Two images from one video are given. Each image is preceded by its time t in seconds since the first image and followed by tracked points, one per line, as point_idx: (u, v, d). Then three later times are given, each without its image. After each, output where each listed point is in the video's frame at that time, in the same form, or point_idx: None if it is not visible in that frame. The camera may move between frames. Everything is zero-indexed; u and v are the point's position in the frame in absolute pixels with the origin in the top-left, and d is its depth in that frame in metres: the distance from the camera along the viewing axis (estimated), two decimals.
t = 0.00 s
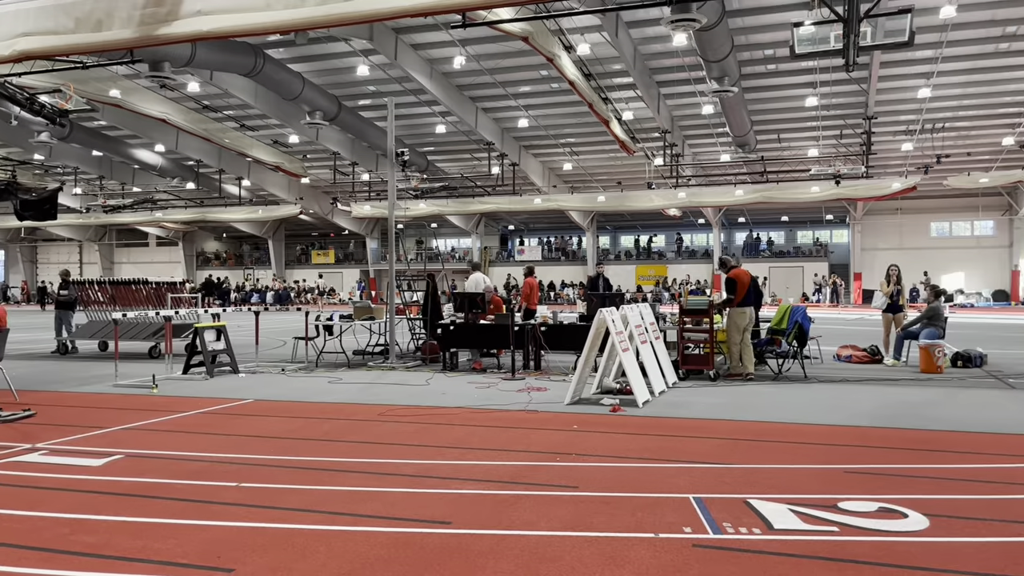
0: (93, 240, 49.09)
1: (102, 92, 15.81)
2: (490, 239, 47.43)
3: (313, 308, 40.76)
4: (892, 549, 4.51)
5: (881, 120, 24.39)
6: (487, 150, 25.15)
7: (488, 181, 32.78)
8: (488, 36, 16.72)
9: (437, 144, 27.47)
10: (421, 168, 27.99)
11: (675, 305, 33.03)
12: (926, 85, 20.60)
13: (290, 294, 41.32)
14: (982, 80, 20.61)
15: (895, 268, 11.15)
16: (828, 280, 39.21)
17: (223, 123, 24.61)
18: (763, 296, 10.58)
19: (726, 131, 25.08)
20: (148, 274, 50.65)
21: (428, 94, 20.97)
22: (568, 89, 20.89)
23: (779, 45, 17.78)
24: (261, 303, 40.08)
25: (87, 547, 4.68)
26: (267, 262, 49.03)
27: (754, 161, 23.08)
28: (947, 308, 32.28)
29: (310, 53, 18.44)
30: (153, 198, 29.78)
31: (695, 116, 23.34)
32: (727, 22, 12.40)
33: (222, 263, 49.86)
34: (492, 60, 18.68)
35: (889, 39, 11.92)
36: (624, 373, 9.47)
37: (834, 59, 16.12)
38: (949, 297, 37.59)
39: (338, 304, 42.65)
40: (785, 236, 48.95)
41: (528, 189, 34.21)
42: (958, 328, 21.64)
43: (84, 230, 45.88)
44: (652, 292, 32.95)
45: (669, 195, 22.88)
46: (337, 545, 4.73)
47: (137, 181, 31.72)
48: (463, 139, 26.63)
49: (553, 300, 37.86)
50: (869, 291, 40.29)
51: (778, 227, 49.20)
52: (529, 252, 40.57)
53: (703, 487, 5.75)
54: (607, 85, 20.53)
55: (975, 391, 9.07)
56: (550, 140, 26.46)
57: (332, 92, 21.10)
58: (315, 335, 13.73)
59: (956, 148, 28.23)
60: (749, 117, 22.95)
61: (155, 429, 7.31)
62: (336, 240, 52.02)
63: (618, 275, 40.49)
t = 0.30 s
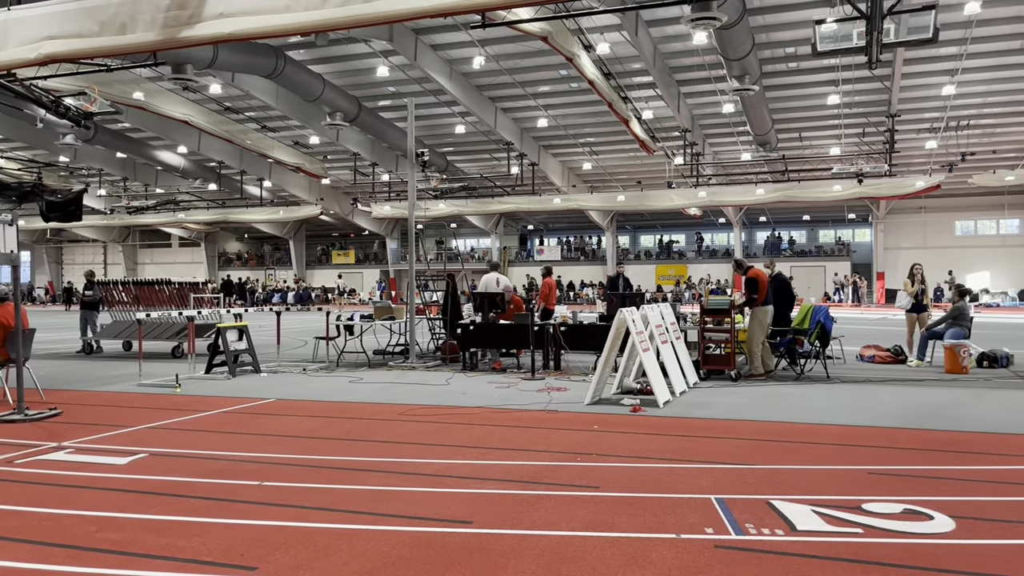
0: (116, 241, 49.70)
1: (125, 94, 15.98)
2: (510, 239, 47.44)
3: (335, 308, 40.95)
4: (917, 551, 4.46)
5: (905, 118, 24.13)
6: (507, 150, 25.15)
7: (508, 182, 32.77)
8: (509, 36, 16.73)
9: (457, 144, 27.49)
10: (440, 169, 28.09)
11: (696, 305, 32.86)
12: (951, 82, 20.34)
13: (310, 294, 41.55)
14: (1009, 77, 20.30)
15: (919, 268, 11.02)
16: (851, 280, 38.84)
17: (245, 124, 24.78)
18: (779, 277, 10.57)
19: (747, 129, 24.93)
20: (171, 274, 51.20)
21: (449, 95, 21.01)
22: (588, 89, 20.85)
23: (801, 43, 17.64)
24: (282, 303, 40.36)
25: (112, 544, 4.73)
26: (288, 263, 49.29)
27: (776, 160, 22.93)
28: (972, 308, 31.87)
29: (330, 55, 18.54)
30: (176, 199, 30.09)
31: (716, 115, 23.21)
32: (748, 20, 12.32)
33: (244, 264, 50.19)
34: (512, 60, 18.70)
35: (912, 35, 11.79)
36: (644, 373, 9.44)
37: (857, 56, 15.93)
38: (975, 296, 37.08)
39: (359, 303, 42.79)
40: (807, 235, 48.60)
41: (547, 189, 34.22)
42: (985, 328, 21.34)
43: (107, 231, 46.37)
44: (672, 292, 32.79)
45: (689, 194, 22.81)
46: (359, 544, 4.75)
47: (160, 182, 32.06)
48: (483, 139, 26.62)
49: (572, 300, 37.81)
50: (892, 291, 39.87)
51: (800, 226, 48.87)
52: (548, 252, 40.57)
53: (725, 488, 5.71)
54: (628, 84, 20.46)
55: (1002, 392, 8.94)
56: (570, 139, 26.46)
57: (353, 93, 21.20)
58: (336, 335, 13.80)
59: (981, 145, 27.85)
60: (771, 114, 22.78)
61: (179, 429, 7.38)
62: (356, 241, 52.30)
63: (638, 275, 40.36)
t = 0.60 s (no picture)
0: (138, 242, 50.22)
1: (148, 96, 16.14)
2: (528, 238, 47.43)
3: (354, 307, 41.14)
4: (942, 553, 4.41)
5: (928, 116, 23.88)
6: (526, 149, 25.15)
7: (527, 181, 32.74)
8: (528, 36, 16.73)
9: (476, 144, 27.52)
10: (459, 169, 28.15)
11: (716, 305, 32.74)
12: (975, 79, 20.10)
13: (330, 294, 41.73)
14: None
15: (942, 267, 10.90)
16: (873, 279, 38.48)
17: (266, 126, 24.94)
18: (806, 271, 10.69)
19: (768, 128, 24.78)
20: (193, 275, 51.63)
21: (468, 95, 21.04)
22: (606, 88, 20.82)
23: (822, 41, 17.49)
24: (303, 303, 40.57)
25: (137, 542, 4.77)
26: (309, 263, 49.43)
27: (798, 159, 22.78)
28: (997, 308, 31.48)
29: (350, 55, 18.63)
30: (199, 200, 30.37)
31: (736, 114, 23.10)
32: (768, 18, 12.25)
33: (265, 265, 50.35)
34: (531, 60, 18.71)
35: (936, 32, 11.66)
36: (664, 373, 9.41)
37: (879, 52, 15.78)
38: (1000, 296, 36.63)
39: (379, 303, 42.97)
40: (829, 234, 48.24)
41: (566, 189, 34.22)
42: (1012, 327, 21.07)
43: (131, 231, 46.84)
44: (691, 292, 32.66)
45: (708, 193, 22.72)
46: (380, 543, 4.77)
47: (182, 183, 32.33)
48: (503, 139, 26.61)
49: (591, 300, 37.74)
50: (916, 291, 39.46)
51: (821, 225, 48.53)
52: (567, 252, 40.54)
53: (746, 488, 5.69)
54: (646, 83, 20.42)
55: None
56: (589, 139, 26.46)
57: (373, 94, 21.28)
58: (356, 335, 13.85)
59: (1006, 143, 27.49)
60: (791, 113, 22.63)
61: (201, 428, 7.44)
62: (375, 242, 52.51)
63: (658, 275, 40.21)
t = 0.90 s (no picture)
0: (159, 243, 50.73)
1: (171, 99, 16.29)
2: (546, 239, 47.41)
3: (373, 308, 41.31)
4: (966, 556, 4.35)
5: (951, 114, 23.65)
6: (544, 150, 25.15)
7: (545, 181, 32.75)
8: (545, 36, 16.74)
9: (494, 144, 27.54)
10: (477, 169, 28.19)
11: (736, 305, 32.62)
12: (1000, 76, 19.88)
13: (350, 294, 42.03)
14: None
15: (965, 267, 10.80)
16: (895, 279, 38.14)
17: (285, 127, 25.07)
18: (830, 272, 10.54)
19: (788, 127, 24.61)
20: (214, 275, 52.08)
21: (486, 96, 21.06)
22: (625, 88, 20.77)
23: (843, 38, 17.37)
24: (322, 303, 40.95)
25: (160, 540, 4.81)
26: (329, 263, 49.64)
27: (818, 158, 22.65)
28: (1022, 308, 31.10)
29: (368, 56, 18.70)
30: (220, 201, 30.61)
31: (755, 112, 22.95)
32: (788, 16, 12.18)
33: (285, 265, 50.64)
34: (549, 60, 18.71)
35: (959, 29, 11.55)
36: (683, 373, 9.38)
37: (901, 49, 15.63)
38: None
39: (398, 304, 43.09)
40: (849, 234, 47.87)
41: (585, 189, 34.18)
42: None
43: (153, 232, 47.27)
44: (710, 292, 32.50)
45: (728, 193, 22.67)
46: (400, 543, 4.78)
47: (203, 184, 32.56)
48: (521, 139, 26.59)
49: (609, 300, 37.67)
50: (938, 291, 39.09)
51: (841, 225, 48.14)
52: (585, 252, 40.53)
53: (767, 489, 5.65)
54: (665, 83, 20.37)
55: None
56: (606, 138, 26.40)
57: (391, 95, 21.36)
58: (375, 335, 13.92)
59: None
60: (812, 111, 22.45)
61: (222, 427, 7.49)
62: (393, 243, 52.69)
63: (676, 275, 40.07)
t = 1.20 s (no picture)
0: (180, 244, 51.23)
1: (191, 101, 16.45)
2: (563, 239, 47.36)
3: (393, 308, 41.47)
4: (992, 559, 4.30)
5: (974, 112, 23.39)
6: (562, 150, 25.14)
7: (563, 182, 32.76)
8: (562, 36, 16.72)
9: (512, 145, 27.55)
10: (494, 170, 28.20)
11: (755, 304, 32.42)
12: None
13: (368, 295, 42.17)
14: None
15: (989, 266, 10.69)
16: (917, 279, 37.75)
17: (304, 128, 25.21)
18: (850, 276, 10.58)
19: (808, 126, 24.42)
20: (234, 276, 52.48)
21: (504, 96, 21.08)
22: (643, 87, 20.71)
23: (864, 36, 17.21)
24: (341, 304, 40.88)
25: (183, 539, 4.85)
26: (347, 264, 49.86)
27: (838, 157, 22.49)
28: None
29: (386, 58, 18.76)
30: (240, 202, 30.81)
31: (775, 111, 22.83)
32: (808, 14, 12.08)
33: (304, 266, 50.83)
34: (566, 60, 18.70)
35: (982, 26, 11.41)
36: (702, 374, 9.34)
37: (923, 47, 15.48)
38: None
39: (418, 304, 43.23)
40: (870, 233, 47.46)
41: (603, 188, 34.14)
42: None
43: (174, 233, 47.68)
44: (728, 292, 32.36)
45: (747, 192, 22.58)
46: (419, 542, 4.78)
47: (223, 186, 32.74)
48: (538, 140, 26.59)
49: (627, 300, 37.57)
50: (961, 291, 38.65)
51: (862, 225, 47.75)
52: (603, 252, 40.48)
53: (788, 491, 5.61)
54: (683, 82, 20.29)
55: None
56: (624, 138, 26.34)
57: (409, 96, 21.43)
58: (394, 336, 13.99)
59: None
60: (832, 110, 22.33)
61: (242, 426, 7.55)
62: (412, 243, 52.84)
63: (695, 275, 39.91)
